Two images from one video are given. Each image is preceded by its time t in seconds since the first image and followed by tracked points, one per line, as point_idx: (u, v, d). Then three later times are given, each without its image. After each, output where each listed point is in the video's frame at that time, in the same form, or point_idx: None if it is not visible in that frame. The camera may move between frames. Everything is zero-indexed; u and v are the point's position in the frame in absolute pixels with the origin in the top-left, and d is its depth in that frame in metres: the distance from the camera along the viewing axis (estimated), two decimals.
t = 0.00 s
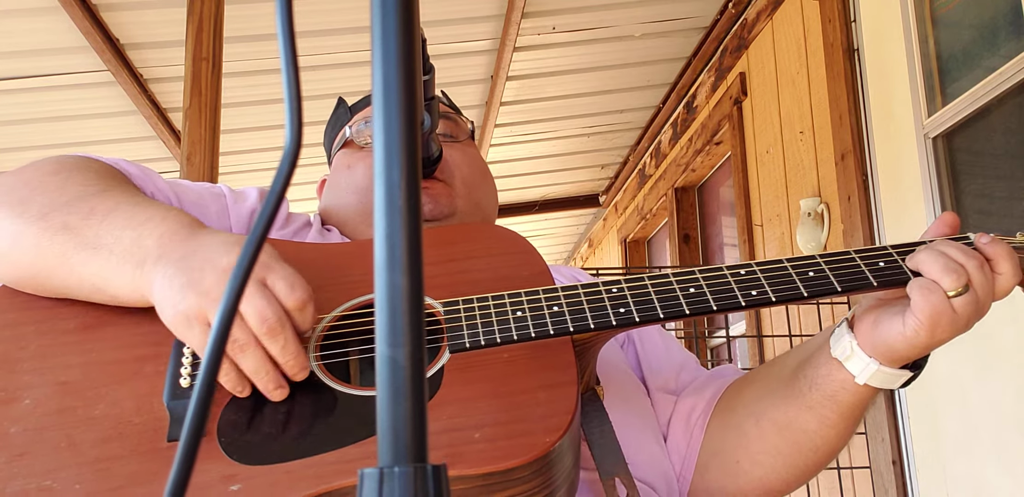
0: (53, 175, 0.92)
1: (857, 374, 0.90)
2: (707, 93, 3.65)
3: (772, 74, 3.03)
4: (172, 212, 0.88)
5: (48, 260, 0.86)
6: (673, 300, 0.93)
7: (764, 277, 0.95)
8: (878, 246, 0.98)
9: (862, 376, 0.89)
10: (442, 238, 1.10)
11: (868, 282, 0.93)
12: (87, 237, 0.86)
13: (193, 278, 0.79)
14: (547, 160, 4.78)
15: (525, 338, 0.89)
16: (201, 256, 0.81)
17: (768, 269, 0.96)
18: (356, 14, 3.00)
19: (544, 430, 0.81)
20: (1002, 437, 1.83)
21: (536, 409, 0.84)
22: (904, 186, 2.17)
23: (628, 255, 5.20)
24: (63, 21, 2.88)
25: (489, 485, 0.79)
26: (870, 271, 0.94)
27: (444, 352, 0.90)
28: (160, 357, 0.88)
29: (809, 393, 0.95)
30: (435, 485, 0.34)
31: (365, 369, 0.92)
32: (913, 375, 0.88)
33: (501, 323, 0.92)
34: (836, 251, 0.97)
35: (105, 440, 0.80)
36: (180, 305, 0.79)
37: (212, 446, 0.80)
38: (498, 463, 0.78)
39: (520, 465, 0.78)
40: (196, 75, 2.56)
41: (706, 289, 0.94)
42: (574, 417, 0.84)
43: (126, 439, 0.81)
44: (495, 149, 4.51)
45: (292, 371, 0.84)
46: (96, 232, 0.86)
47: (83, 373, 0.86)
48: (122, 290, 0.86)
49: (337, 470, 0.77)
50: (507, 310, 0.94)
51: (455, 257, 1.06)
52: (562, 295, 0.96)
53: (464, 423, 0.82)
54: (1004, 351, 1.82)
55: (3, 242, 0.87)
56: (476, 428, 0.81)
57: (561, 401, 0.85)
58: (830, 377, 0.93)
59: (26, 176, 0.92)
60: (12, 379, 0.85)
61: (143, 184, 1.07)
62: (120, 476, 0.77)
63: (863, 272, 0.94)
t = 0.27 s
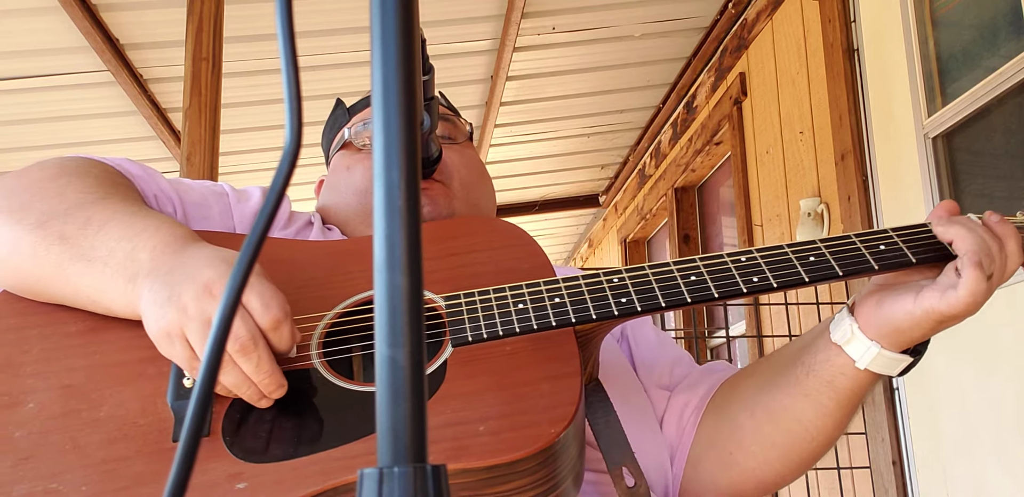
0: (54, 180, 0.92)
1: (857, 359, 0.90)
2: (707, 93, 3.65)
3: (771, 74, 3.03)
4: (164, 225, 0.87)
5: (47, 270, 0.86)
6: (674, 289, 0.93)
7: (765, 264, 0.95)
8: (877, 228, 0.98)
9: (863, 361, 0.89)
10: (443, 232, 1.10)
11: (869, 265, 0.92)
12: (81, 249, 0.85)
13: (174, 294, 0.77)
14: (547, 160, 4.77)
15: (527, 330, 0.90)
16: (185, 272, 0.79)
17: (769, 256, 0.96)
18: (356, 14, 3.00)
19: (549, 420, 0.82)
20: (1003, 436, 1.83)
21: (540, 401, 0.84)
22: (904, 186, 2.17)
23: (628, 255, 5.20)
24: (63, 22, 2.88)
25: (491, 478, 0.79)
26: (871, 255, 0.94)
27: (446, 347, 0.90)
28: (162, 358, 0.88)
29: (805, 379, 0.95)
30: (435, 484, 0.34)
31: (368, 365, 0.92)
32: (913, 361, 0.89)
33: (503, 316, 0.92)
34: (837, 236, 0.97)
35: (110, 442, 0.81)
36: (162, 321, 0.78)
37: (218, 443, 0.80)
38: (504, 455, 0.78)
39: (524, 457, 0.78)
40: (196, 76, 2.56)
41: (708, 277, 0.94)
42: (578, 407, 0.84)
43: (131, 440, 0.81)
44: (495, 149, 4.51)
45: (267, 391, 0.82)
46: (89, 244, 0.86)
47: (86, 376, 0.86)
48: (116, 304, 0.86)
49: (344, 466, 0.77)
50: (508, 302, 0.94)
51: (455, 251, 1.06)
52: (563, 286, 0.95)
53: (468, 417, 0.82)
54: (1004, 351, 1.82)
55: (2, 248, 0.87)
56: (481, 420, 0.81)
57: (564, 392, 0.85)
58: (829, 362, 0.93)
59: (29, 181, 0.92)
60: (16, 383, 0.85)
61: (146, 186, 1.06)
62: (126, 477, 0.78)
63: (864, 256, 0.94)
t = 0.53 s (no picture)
0: (52, 181, 0.92)
1: (872, 325, 0.89)
2: (706, 93, 3.65)
3: (771, 74, 3.03)
4: (177, 208, 0.90)
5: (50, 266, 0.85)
6: (677, 263, 0.93)
7: (766, 234, 0.95)
8: (876, 192, 0.98)
9: (876, 326, 0.89)
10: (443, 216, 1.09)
11: (870, 230, 0.92)
12: (92, 239, 0.87)
13: (208, 263, 0.81)
14: (547, 160, 4.77)
15: (533, 310, 0.89)
16: (214, 244, 0.83)
17: (769, 225, 0.96)
18: (357, 14, 3.00)
19: (560, 398, 0.82)
20: (1002, 435, 1.83)
21: (549, 380, 0.84)
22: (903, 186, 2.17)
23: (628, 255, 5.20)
24: (64, 21, 2.88)
25: (503, 458, 0.80)
26: (871, 219, 0.94)
27: (453, 333, 0.90)
28: (168, 359, 0.88)
29: (817, 347, 0.95)
30: (435, 485, 0.34)
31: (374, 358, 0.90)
32: (929, 326, 0.87)
33: (508, 298, 0.92)
34: (835, 202, 0.97)
35: (120, 444, 0.80)
36: (205, 289, 0.80)
37: (230, 439, 0.80)
38: (517, 433, 0.79)
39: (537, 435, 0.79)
40: (197, 75, 2.56)
41: (710, 249, 0.94)
42: (588, 385, 0.84)
43: (142, 441, 0.81)
44: (495, 149, 4.50)
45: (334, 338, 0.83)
46: (102, 232, 0.87)
47: (93, 380, 0.86)
48: (131, 287, 0.86)
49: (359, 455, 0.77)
50: (512, 284, 0.94)
51: (456, 237, 1.05)
52: (566, 266, 0.95)
53: (479, 399, 0.82)
54: (1005, 350, 1.82)
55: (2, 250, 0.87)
56: (492, 402, 0.82)
57: (574, 370, 0.85)
58: (845, 328, 0.92)
59: (25, 185, 0.91)
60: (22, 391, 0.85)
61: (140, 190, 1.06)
62: (139, 478, 0.78)
63: (864, 221, 0.94)
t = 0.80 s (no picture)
0: (40, 191, 0.92)
1: (885, 346, 0.88)
2: (707, 93, 3.65)
3: (771, 74, 3.03)
4: (154, 228, 0.87)
5: (36, 279, 0.86)
6: (674, 275, 0.93)
7: (764, 247, 0.94)
8: (875, 207, 0.98)
9: (890, 348, 0.88)
10: (441, 224, 1.10)
11: (868, 244, 0.92)
12: (72, 256, 0.86)
13: (169, 301, 0.78)
14: (547, 160, 4.77)
15: (529, 322, 0.90)
16: (177, 277, 0.80)
17: (768, 238, 0.96)
18: (357, 14, 3.00)
19: (555, 412, 0.82)
20: (1002, 436, 1.83)
21: (544, 393, 0.84)
22: (903, 185, 2.17)
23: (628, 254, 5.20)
24: (64, 21, 2.88)
25: (501, 472, 0.79)
26: (869, 233, 0.94)
27: (448, 343, 0.90)
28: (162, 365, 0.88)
29: (831, 361, 0.94)
30: (435, 485, 0.34)
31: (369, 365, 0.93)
32: (945, 349, 0.87)
33: (504, 309, 0.92)
34: (834, 215, 0.97)
35: (114, 452, 0.81)
36: (161, 329, 0.78)
37: (223, 450, 0.80)
38: (512, 448, 0.79)
39: (532, 450, 0.79)
40: (196, 75, 2.55)
41: (707, 262, 0.94)
42: (583, 399, 0.84)
43: (135, 449, 0.81)
44: (495, 149, 4.51)
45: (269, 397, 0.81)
46: (80, 250, 0.86)
47: (87, 386, 0.86)
48: (108, 310, 0.86)
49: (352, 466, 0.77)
50: (509, 295, 0.94)
51: (454, 245, 1.06)
52: (563, 277, 0.95)
53: (474, 412, 0.82)
54: (1004, 352, 1.82)
55: None
56: (486, 415, 0.82)
57: (568, 383, 0.85)
58: (858, 347, 0.91)
59: (16, 192, 0.92)
60: (15, 397, 0.85)
61: (138, 193, 1.07)
62: (131, 486, 0.78)
63: (863, 235, 0.94)
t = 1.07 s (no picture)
0: (34, 187, 0.91)
1: (884, 348, 0.88)
2: (707, 92, 3.65)
3: (772, 73, 3.02)
4: (150, 221, 0.87)
5: (30, 274, 0.85)
6: (674, 276, 0.92)
7: (764, 248, 0.94)
8: (878, 207, 0.97)
9: (889, 351, 0.87)
10: (440, 224, 1.09)
11: (870, 246, 0.92)
12: (67, 250, 0.86)
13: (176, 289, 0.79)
14: (547, 160, 4.77)
15: (526, 323, 0.89)
16: (182, 265, 0.80)
17: (768, 239, 0.95)
18: (356, 13, 2.99)
19: (551, 414, 0.81)
20: (1003, 438, 1.82)
21: (541, 394, 0.83)
22: (904, 185, 2.17)
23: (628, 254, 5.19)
24: (63, 21, 2.86)
25: (498, 474, 0.79)
26: (872, 235, 0.93)
27: (445, 344, 0.89)
28: (158, 364, 0.87)
29: (831, 364, 0.93)
30: (435, 486, 0.33)
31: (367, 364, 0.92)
32: (945, 352, 0.86)
33: (501, 309, 0.91)
34: (837, 216, 0.96)
35: (108, 452, 0.80)
36: (170, 317, 0.79)
37: (218, 451, 0.79)
38: (508, 450, 0.78)
39: (529, 451, 0.79)
40: (195, 75, 2.55)
41: (707, 263, 0.93)
42: (581, 401, 0.84)
43: (129, 449, 0.80)
44: (495, 149, 4.50)
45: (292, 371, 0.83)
46: (77, 242, 0.86)
47: (82, 385, 0.86)
48: (106, 302, 0.85)
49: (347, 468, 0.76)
50: (507, 296, 0.93)
51: (453, 245, 1.05)
52: (562, 277, 0.94)
53: (471, 413, 0.81)
54: (1006, 352, 1.81)
55: None
56: (483, 416, 0.81)
57: (567, 384, 0.84)
58: (857, 350, 0.91)
59: (8, 190, 0.91)
60: (9, 395, 0.84)
61: (133, 192, 1.06)
62: (124, 487, 0.77)
63: (865, 237, 0.93)
